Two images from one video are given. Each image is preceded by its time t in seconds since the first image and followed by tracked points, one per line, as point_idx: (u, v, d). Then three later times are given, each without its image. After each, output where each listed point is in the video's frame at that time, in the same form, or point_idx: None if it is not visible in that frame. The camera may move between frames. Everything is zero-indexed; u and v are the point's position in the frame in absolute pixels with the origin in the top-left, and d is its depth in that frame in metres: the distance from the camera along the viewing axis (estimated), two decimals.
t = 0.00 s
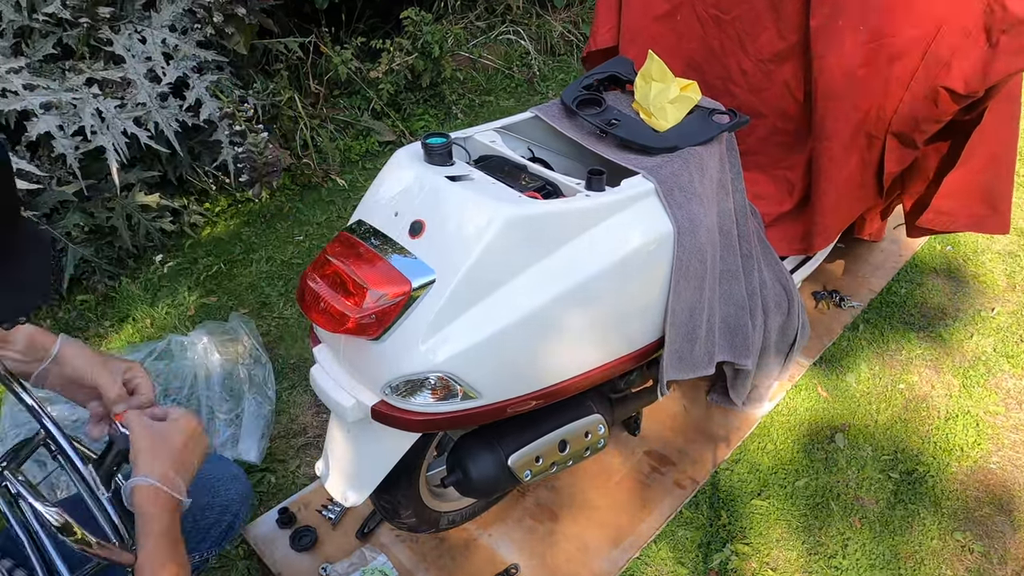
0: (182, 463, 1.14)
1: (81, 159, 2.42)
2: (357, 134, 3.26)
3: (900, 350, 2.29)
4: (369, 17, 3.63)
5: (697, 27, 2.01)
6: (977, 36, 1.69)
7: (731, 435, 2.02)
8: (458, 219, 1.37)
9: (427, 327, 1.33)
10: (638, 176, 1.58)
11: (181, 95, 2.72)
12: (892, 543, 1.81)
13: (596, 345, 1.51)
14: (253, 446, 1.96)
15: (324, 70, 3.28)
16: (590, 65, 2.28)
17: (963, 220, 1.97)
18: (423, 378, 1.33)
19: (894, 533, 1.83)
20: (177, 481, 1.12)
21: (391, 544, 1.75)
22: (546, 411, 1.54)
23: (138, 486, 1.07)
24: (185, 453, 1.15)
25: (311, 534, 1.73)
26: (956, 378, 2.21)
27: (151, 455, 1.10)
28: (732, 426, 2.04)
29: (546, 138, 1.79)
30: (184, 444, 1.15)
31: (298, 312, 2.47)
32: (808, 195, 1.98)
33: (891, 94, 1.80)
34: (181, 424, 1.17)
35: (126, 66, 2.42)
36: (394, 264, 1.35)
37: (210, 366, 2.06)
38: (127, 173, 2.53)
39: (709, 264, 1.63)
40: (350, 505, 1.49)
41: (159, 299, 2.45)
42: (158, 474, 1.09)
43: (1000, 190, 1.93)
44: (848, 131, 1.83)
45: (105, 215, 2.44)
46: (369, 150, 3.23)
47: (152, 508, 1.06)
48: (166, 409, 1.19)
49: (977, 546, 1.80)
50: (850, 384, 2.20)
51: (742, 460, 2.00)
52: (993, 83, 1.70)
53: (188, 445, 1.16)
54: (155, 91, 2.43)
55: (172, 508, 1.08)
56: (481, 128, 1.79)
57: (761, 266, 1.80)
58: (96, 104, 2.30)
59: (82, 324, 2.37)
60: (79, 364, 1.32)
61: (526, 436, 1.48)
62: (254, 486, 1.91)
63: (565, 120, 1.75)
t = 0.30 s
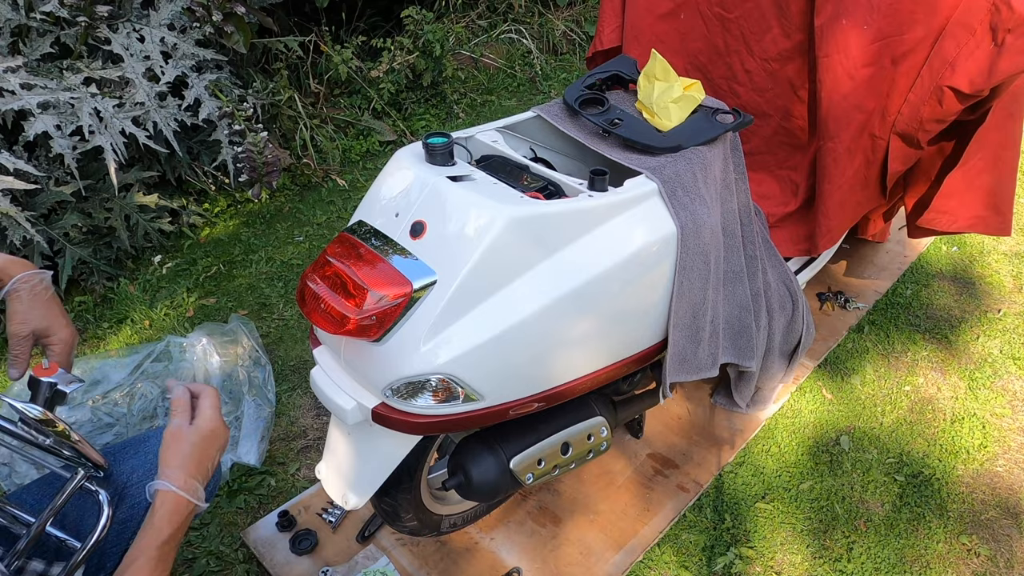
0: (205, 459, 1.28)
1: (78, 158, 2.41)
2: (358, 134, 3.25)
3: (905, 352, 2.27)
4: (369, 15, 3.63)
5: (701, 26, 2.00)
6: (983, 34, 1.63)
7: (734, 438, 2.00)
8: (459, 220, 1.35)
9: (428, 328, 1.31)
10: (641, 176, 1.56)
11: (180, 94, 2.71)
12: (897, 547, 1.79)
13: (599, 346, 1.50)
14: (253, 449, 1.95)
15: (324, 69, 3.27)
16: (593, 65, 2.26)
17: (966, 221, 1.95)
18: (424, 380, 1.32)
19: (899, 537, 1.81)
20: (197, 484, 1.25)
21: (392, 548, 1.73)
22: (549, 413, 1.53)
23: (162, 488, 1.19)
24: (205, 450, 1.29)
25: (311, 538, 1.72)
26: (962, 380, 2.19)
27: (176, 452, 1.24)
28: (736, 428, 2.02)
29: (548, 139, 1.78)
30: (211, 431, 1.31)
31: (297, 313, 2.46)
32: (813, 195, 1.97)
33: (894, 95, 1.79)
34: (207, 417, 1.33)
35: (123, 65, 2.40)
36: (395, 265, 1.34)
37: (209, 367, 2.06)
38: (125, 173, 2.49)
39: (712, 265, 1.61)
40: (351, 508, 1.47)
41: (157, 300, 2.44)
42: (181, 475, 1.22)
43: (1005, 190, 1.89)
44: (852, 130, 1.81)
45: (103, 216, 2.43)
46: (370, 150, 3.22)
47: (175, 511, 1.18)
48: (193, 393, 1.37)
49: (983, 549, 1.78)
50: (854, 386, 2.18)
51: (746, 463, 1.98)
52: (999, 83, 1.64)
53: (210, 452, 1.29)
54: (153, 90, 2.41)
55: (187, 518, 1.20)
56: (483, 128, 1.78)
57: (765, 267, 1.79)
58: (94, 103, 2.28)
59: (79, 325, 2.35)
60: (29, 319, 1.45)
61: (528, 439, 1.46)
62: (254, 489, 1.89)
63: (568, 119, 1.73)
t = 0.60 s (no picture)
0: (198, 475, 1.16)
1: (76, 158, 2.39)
2: (358, 134, 3.23)
3: (912, 354, 2.25)
4: (370, 14, 3.62)
5: (704, 25, 1.98)
6: (989, 33, 1.62)
7: (739, 441, 1.98)
8: (461, 220, 1.34)
9: (429, 330, 1.30)
10: (644, 176, 1.54)
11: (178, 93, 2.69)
12: (904, 551, 1.77)
13: (602, 348, 1.48)
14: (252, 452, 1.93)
15: (324, 68, 3.26)
16: (596, 64, 2.24)
17: (969, 222, 1.92)
18: (425, 383, 1.30)
19: (906, 541, 1.79)
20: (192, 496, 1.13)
21: (393, 552, 1.71)
22: (551, 416, 1.51)
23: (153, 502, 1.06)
24: (191, 467, 1.16)
25: (311, 542, 1.70)
26: (969, 382, 2.16)
27: (159, 472, 1.11)
28: (741, 431, 2.00)
29: (551, 139, 1.76)
30: (199, 456, 1.19)
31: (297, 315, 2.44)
32: (818, 196, 1.95)
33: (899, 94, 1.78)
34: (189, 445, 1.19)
35: (121, 65, 2.39)
36: (396, 266, 1.33)
37: (208, 370, 2.01)
38: (122, 173, 2.48)
39: (717, 266, 1.59)
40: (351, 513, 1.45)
41: (156, 301, 2.42)
42: (171, 492, 1.08)
43: (1011, 190, 1.87)
44: (857, 130, 1.79)
45: (100, 216, 2.42)
46: (371, 150, 3.20)
47: (162, 522, 1.04)
48: (170, 426, 1.23)
49: (990, 554, 1.76)
50: (861, 388, 2.16)
51: (751, 467, 1.96)
52: (1005, 81, 1.63)
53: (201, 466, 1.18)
54: (151, 89, 2.39)
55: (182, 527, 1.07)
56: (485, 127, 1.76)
57: (770, 268, 1.77)
58: (92, 102, 2.26)
59: (77, 327, 2.34)
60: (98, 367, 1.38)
61: (530, 443, 1.44)
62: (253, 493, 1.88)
63: (571, 119, 1.71)
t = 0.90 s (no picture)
0: (156, 472, 1.03)
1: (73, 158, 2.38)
2: (359, 134, 3.22)
3: (918, 356, 2.23)
4: (370, 13, 3.61)
5: (708, 23, 1.96)
6: (997, 32, 1.61)
7: (744, 444, 1.96)
8: (463, 220, 1.32)
9: (430, 331, 1.28)
10: (648, 176, 1.53)
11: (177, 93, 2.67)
12: (910, 555, 1.75)
13: (605, 350, 1.46)
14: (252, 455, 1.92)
15: (324, 68, 3.25)
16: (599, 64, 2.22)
17: (978, 223, 1.89)
18: (427, 385, 1.29)
19: (911, 545, 1.77)
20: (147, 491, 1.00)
21: (394, 556, 1.70)
22: (553, 418, 1.49)
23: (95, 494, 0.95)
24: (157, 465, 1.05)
25: (311, 546, 1.69)
26: (975, 384, 2.14)
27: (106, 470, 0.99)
28: (745, 434, 1.98)
29: (554, 139, 1.75)
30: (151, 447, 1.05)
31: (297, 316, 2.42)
32: (823, 196, 1.93)
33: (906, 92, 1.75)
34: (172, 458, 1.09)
35: (119, 64, 2.37)
36: (397, 267, 1.31)
37: (207, 372, 1.99)
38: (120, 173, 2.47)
39: (721, 267, 1.57)
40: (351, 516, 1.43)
41: (154, 303, 2.41)
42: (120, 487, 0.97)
43: (1022, 189, 1.84)
44: (862, 129, 1.77)
45: (98, 217, 2.41)
46: (371, 149, 3.19)
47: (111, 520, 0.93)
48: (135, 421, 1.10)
49: (998, 558, 1.74)
50: (866, 391, 2.14)
51: (755, 469, 1.94)
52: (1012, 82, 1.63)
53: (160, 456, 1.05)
54: (150, 88, 2.38)
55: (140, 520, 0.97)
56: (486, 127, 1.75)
57: (775, 269, 1.75)
58: (89, 102, 2.26)
59: (75, 328, 2.32)
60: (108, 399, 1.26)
61: (532, 446, 1.43)
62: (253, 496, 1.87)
63: (573, 119, 1.70)
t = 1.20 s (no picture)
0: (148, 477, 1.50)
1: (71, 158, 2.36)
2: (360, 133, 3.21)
3: (925, 358, 2.21)
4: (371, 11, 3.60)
5: (712, 22, 1.94)
6: (1004, 29, 1.57)
7: (750, 447, 1.93)
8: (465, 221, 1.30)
9: (432, 332, 1.26)
10: (652, 176, 1.51)
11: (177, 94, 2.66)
12: (917, 560, 1.73)
13: (609, 352, 1.44)
14: (250, 460, 1.90)
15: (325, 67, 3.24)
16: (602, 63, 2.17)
17: (985, 224, 1.86)
18: (428, 388, 1.27)
19: (918, 549, 1.75)
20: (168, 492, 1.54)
21: (395, 560, 1.68)
22: (557, 421, 1.47)
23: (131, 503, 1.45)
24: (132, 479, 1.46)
25: (311, 551, 1.67)
26: (983, 387, 2.12)
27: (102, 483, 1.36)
28: (750, 437, 1.96)
29: (557, 138, 1.71)
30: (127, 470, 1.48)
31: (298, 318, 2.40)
32: (830, 196, 1.91)
33: (911, 92, 1.73)
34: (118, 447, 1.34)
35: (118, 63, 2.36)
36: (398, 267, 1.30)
37: (206, 374, 1.94)
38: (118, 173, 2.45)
39: (726, 269, 1.55)
40: (352, 521, 1.40)
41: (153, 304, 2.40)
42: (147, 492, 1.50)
43: None
44: (868, 130, 1.76)
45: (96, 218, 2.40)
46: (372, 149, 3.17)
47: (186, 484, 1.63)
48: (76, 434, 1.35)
49: (1006, 563, 1.72)
50: (872, 393, 2.11)
51: (761, 473, 1.92)
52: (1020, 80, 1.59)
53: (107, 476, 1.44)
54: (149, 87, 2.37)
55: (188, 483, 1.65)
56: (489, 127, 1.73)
57: (780, 270, 1.73)
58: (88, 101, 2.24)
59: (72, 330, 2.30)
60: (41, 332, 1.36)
61: (535, 449, 1.41)
62: (252, 500, 1.86)
63: (576, 118, 1.68)
